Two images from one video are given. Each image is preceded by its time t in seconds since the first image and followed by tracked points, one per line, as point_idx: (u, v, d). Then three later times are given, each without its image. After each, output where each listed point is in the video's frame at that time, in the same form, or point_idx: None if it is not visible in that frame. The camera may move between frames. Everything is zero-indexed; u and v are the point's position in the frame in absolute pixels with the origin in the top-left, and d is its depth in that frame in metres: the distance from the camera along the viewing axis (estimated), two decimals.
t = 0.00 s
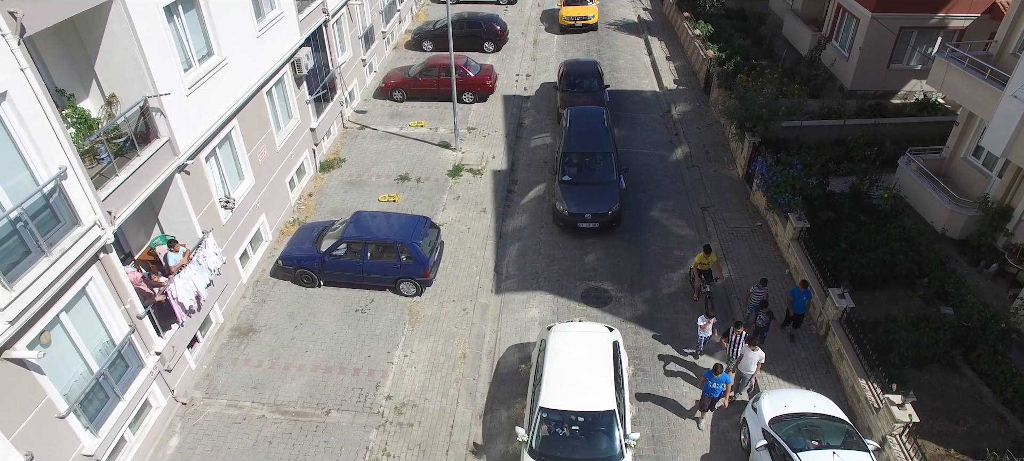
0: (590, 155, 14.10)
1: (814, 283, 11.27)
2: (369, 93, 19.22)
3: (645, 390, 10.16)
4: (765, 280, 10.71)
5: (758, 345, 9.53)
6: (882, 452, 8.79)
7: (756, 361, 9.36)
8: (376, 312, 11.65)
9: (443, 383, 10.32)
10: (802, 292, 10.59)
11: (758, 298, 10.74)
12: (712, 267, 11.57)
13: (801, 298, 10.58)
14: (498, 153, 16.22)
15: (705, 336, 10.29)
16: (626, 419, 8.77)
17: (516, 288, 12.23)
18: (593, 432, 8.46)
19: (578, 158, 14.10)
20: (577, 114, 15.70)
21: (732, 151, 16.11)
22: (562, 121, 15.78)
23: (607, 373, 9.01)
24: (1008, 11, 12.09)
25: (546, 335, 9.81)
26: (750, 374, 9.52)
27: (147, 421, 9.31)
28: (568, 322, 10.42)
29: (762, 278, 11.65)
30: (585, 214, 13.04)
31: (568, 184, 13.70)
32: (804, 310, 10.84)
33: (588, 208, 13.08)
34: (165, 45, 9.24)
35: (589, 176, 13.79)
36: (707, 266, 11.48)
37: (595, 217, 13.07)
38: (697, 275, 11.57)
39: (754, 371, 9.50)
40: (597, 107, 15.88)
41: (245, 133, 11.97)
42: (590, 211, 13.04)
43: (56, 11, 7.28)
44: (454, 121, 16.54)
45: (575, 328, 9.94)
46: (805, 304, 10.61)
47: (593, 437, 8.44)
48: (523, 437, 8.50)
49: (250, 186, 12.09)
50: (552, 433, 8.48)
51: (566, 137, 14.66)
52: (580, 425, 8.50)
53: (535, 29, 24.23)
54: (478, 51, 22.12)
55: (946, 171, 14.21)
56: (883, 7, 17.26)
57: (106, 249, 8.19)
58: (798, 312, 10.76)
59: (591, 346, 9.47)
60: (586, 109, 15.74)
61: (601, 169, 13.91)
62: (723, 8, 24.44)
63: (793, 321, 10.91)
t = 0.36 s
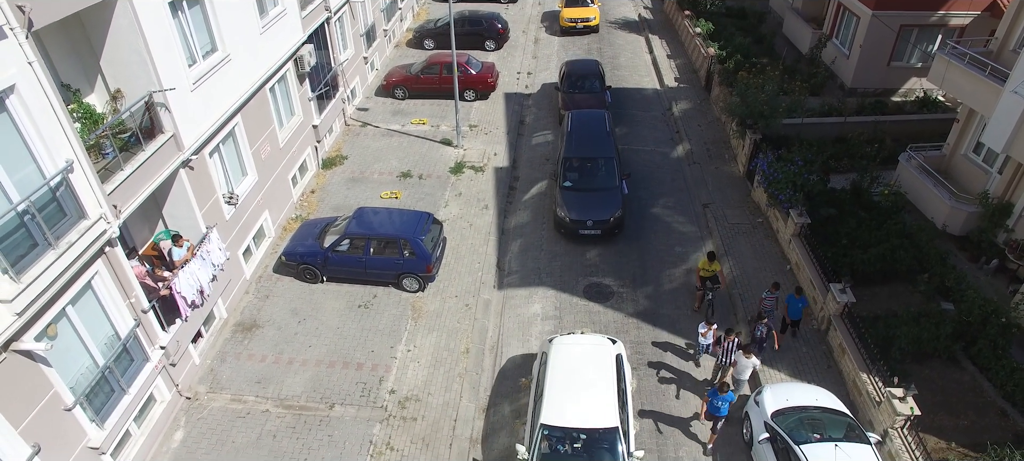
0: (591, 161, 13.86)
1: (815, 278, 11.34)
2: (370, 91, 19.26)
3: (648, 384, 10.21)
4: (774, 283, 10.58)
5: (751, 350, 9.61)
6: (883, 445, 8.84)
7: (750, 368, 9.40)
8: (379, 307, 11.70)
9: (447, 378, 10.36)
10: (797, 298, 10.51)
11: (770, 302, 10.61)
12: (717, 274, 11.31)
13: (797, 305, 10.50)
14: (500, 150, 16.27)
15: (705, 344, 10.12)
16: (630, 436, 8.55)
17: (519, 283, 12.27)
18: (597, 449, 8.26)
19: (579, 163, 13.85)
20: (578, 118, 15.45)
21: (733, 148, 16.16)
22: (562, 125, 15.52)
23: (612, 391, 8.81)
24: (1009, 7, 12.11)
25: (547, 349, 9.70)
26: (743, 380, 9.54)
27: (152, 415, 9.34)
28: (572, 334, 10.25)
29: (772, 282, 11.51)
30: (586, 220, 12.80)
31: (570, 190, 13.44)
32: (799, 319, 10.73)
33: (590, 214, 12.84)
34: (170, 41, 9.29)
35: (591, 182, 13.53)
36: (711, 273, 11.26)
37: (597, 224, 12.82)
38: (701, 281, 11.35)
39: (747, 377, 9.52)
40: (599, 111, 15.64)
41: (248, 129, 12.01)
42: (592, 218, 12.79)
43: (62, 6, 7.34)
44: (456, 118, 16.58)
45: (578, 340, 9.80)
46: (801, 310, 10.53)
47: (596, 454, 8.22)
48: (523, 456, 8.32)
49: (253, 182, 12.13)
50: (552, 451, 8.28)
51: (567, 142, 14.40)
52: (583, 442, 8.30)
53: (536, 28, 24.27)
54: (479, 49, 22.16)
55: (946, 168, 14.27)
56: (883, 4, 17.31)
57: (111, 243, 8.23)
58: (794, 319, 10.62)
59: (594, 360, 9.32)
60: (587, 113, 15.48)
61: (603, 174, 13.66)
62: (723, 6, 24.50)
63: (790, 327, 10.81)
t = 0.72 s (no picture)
0: (593, 169, 13.58)
1: (817, 276, 11.34)
2: (371, 90, 19.25)
3: (650, 381, 10.21)
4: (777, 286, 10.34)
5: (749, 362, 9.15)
6: (886, 442, 8.84)
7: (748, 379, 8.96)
8: (381, 305, 11.69)
9: (449, 376, 10.35)
10: (790, 306, 10.10)
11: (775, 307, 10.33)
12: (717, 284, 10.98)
13: (790, 313, 10.07)
14: (501, 149, 16.27)
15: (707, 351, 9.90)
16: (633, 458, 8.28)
17: (520, 282, 12.26)
18: None
19: (580, 172, 13.55)
20: (580, 124, 15.21)
21: (734, 147, 16.16)
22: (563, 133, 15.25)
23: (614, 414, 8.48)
24: (1010, 7, 12.14)
25: (547, 367, 9.37)
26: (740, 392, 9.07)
27: (154, 413, 9.33)
28: (573, 350, 9.93)
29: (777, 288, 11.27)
30: (588, 230, 12.49)
31: (571, 199, 13.15)
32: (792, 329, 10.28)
33: (592, 224, 12.55)
34: (172, 39, 9.28)
35: (593, 191, 13.22)
36: (712, 282, 10.93)
37: (599, 234, 12.51)
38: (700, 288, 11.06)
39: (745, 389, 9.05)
40: (602, 117, 15.41)
41: (250, 127, 12.01)
42: (593, 227, 12.48)
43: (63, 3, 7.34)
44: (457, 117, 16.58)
45: (580, 357, 9.43)
46: (795, 318, 10.09)
47: None
48: None
49: (255, 180, 12.12)
50: None
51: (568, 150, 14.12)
52: None
53: (537, 27, 24.27)
54: (480, 48, 22.15)
55: (947, 167, 14.27)
56: (884, 3, 17.32)
57: (114, 240, 8.22)
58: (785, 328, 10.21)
59: (595, 378, 8.97)
60: (589, 120, 15.21)
61: (605, 183, 13.35)
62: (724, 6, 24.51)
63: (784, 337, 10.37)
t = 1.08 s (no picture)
0: (593, 180, 13.21)
1: (818, 276, 11.32)
2: (371, 90, 19.23)
3: (650, 382, 10.19)
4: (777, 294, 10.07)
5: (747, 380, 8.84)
6: (888, 443, 8.82)
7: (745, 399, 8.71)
8: (381, 306, 11.66)
9: (449, 376, 10.33)
10: (783, 319, 9.88)
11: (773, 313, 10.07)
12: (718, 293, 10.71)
13: (783, 326, 9.85)
14: (501, 149, 16.24)
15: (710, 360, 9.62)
16: None
17: (521, 282, 12.24)
18: None
19: (581, 183, 13.17)
20: (580, 133, 14.88)
21: (735, 147, 16.13)
22: (563, 142, 14.91)
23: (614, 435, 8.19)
24: (1011, 7, 12.14)
25: (547, 388, 9.05)
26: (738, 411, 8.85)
27: (154, 414, 9.31)
28: (572, 370, 9.60)
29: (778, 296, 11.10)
30: (588, 243, 12.11)
31: (571, 211, 12.78)
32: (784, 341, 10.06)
33: (592, 237, 12.17)
34: (172, 39, 9.25)
35: (593, 203, 12.84)
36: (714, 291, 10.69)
37: (600, 247, 12.11)
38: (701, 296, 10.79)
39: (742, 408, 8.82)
40: (603, 126, 15.10)
41: (250, 127, 11.99)
42: (594, 241, 12.10)
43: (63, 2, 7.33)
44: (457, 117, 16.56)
45: (579, 377, 9.16)
46: (787, 332, 9.88)
47: None
48: None
49: (255, 181, 12.10)
50: None
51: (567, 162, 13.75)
52: None
53: (537, 27, 24.24)
54: (480, 48, 22.15)
55: (948, 167, 14.25)
56: (885, 3, 17.30)
57: (113, 241, 8.20)
58: (776, 340, 10.02)
59: (595, 399, 8.69)
60: (591, 129, 14.87)
61: (606, 195, 12.97)
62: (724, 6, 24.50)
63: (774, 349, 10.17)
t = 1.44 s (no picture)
0: (595, 186, 12.90)
1: (818, 270, 11.39)
2: (373, 88, 19.28)
3: (651, 374, 10.26)
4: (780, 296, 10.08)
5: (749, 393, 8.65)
6: (888, 434, 8.91)
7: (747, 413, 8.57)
8: (383, 300, 11.72)
9: (452, 369, 10.39)
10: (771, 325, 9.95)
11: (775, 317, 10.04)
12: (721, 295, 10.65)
13: (771, 332, 9.91)
14: (502, 145, 16.31)
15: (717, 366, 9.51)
16: None
17: (523, 276, 12.31)
18: None
19: (582, 189, 12.88)
20: (582, 138, 14.60)
21: (735, 143, 16.19)
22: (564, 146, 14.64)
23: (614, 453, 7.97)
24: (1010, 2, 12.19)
25: (547, 401, 8.83)
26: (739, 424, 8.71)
27: (158, 406, 9.39)
28: (572, 380, 9.36)
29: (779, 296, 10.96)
30: (590, 252, 11.84)
31: (572, 218, 12.50)
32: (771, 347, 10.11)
33: (594, 245, 11.90)
34: (176, 34, 9.29)
35: (595, 210, 12.56)
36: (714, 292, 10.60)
37: (602, 256, 11.85)
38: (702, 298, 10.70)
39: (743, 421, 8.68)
40: (605, 130, 14.82)
41: (252, 123, 12.05)
42: (596, 249, 11.83)
43: None
44: (459, 114, 16.62)
45: (582, 390, 8.88)
46: (775, 338, 9.95)
47: None
48: None
49: (257, 176, 12.16)
50: None
51: (568, 168, 13.45)
52: None
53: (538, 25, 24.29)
54: (481, 46, 22.21)
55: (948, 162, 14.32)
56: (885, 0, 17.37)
57: (118, 233, 8.26)
58: (763, 346, 10.08)
59: (597, 415, 8.43)
60: (593, 133, 14.59)
61: (608, 202, 12.68)
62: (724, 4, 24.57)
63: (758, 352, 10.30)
